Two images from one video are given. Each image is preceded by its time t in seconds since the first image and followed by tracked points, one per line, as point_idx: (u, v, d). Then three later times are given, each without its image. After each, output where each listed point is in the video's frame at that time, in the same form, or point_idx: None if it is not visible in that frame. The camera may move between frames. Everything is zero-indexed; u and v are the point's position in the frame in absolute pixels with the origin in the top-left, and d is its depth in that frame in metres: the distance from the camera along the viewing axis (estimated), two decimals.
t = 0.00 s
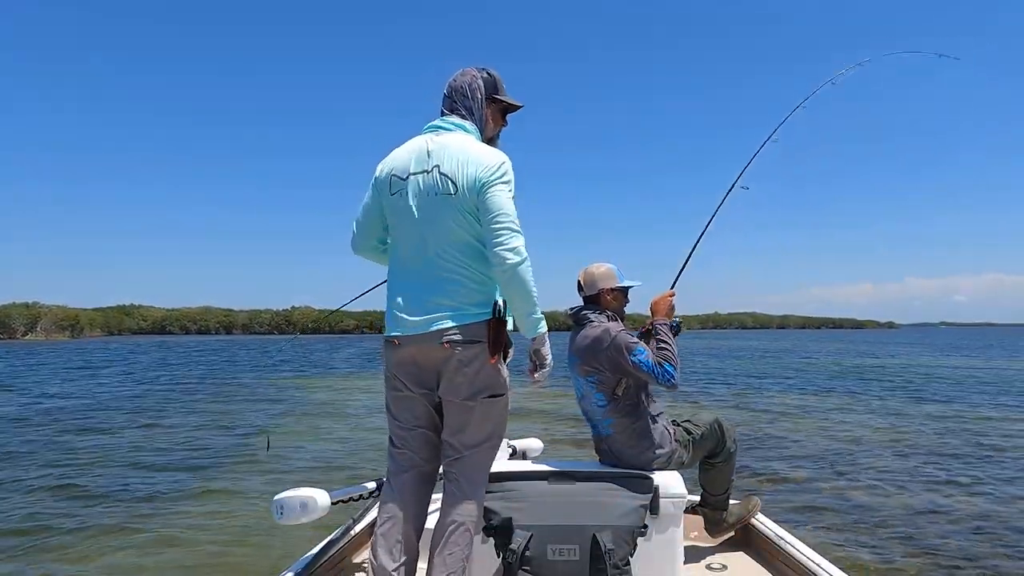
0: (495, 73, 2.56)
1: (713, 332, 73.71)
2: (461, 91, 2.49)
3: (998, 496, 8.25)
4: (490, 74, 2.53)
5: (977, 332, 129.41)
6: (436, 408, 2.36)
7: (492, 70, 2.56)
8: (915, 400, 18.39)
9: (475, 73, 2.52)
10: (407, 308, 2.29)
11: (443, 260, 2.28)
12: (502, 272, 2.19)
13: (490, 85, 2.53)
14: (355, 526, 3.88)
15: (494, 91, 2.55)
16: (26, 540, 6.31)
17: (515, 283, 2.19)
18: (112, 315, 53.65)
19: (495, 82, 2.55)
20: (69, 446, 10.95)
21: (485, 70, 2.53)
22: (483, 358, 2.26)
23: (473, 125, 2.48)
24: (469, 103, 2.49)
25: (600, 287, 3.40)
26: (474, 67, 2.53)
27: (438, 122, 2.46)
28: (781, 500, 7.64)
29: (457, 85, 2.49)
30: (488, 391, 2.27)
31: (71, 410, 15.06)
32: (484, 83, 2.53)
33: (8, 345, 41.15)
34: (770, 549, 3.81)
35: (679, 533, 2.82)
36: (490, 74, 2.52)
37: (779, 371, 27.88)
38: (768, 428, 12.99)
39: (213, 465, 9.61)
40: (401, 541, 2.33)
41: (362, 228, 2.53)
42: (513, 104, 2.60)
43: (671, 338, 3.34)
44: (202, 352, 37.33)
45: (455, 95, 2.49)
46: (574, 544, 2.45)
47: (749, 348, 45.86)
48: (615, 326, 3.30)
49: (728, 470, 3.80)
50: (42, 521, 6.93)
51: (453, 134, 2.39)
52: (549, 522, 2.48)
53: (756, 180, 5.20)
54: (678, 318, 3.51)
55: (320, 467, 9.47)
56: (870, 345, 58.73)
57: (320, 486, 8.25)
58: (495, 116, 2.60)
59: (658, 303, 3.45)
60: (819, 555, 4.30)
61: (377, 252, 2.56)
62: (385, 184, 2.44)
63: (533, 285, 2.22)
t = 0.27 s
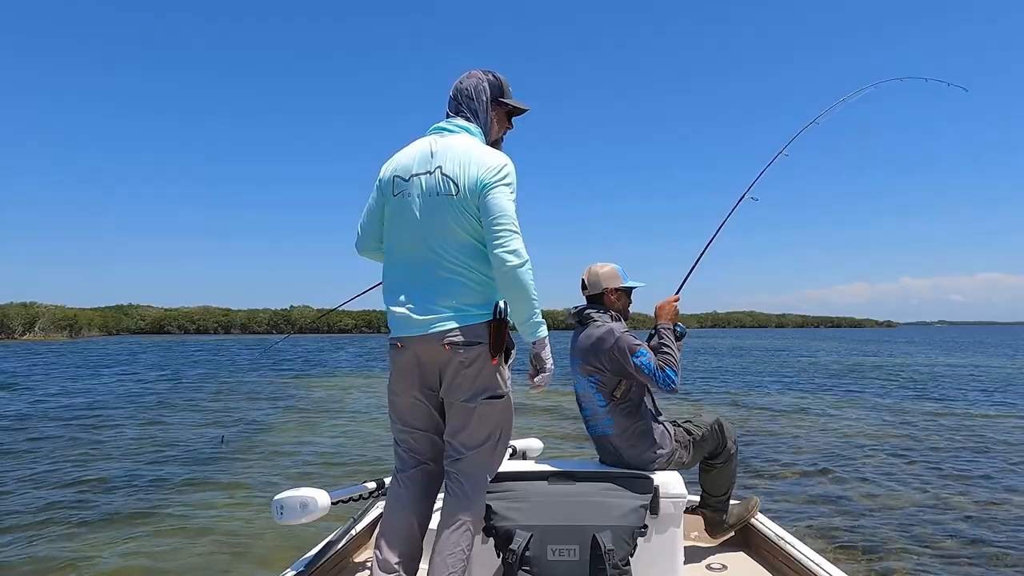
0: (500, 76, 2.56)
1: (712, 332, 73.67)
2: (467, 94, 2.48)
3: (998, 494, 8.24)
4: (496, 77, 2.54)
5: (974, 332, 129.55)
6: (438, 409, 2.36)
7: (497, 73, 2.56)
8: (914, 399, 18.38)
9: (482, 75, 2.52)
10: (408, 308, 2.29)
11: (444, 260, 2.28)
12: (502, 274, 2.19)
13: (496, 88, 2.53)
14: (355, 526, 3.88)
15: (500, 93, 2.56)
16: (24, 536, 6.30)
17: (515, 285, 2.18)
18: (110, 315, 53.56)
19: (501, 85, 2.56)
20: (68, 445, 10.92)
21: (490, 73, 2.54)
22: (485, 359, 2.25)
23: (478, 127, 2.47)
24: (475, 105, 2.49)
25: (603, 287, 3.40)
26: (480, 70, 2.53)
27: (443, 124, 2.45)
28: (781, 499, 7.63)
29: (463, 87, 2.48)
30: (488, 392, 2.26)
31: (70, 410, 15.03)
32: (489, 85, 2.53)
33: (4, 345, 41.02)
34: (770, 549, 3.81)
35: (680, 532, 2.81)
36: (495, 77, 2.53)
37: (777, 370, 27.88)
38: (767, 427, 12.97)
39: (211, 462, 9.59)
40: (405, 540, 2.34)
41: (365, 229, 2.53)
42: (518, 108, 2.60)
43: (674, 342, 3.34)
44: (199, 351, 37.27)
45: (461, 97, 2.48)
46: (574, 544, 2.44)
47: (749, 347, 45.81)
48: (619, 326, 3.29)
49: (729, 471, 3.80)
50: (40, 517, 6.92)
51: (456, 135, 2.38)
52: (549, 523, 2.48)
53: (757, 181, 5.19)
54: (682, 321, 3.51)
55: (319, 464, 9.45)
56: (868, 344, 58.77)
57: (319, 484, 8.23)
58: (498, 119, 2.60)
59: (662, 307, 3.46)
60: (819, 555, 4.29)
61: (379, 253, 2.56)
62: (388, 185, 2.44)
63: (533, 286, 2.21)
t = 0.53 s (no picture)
0: (504, 78, 2.57)
1: (712, 331, 73.66)
2: (471, 95, 2.48)
3: (999, 493, 8.23)
4: (500, 79, 2.54)
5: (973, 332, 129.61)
6: (438, 410, 2.36)
7: (501, 75, 2.56)
8: (915, 398, 18.37)
9: (486, 77, 2.52)
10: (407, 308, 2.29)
11: (443, 261, 2.28)
12: (501, 275, 2.19)
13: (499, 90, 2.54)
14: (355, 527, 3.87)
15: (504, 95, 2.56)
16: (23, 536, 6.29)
17: (513, 287, 2.18)
18: (110, 315, 53.54)
19: (505, 88, 2.56)
20: (67, 445, 10.92)
21: (494, 75, 2.54)
22: (483, 360, 2.25)
23: (480, 129, 2.47)
24: (478, 107, 2.49)
25: (606, 287, 3.40)
26: (484, 71, 2.54)
27: (445, 125, 2.45)
28: (780, 498, 7.63)
29: (466, 88, 2.48)
30: (487, 394, 2.26)
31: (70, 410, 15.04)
32: (493, 87, 2.53)
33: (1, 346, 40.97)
34: (770, 549, 3.80)
35: (680, 532, 2.81)
36: (500, 79, 2.53)
37: (776, 369, 27.90)
38: (767, 426, 12.96)
39: (211, 462, 9.59)
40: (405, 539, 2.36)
41: (365, 229, 2.53)
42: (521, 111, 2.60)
43: (677, 342, 3.34)
44: (199, 351, 37.27)
45: (464, 98, 2.48)
46: (574, 544, 2.44)
47: (749, 347, 45.78)
48: (620, 326, 3.29)
49: (728, 471, 3.80)
50: (40, 517, 6.91)
51: (457, 135, 2.38)
52: (549, 522, 2.48)
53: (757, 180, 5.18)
54: (685, 321, 3.52)
55: (319, 463, 9.44)
56: (867, 343, 58.80)
57: (319, 483, 8.22)
58: (501, 122, 2.60)
59: (665, 307, 3.46)
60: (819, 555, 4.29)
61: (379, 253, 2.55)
62: (388, 185, 2.43)
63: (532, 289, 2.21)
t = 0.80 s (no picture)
0: (504, 78, 2.56)
1: (711, 332, 73.66)
2: (470, 94, 2.48)
3: (998, 493, 8.23)
4: (500, 79, 2.54)
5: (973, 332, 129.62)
6: (437, 410, 2.35)
7: (502, 75, 2.56)
8: (915, 398, 18.38)
9: (485, 76, 2.52)
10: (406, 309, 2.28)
11: (441, 262, 2.27)
12: (500, 277, 2.18)
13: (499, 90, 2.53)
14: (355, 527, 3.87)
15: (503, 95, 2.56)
16: (22, 537, 6.28)
17: (512, 289, 2.18)
18: (109, 316, 53.55)
19: (504, 88, 2.56)
20: (67, 446, 10.92)
21: (494, 75, 2.54)
22: (483, 360, 2.25)
23: (478, 128, 2.47)
24: (477, 107, 2.49)
25: (607, 288, 3.41)
26: (484, 71, 2.53)
27: (443, 124, 2.44)
28: (780, 498, 7.62)
29: (466, 86, 2.48)
30: (486, 393, 2.26)
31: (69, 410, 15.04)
32: (493, 86, 2.53)
33: None
34: (770, 549, 3.80)
35: (680, 532, 2.81)
36: (500, 79, 2.53)
37: (775, 369, 27.89)
38: (767, 426, 12.96)
39: (210, 462, 9.59)
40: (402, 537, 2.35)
41: (363, 229, 2.53)
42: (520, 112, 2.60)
43: (676, 343, 3.34)
44: (199, 352, 37.29)
45: (463, 96, 2.48)
46: (574, 544, 2.44)
47: (749, 348, 45.79)
48: (620, 327, 3.29)
49: (728, 471, 3.79)
50: (38, 518, 6.91)
51: (455, 135, 2.38)
52: (549, 523, 2.47)
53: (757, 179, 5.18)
54: (686, 322, 3.52)
55: (318, 464, 9.43)
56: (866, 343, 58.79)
57: (318, 484, 8.22)
58: (499, 123, 2.60)
59: (665, 308, 3.47)
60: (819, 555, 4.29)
61: (377, 254, 2.55)
62: (385, 186, 2.43)
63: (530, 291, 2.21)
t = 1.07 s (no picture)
0: (501, 78, 2.57)
1: (710, 333, 73.69)
2: (466, 92, 2.48)
3: (998, 495, 8.24)
4: (496, 79, 2.54)
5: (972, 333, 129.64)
6: (435, 410, 2.35)
7: (499, 74, 2.56)
8: (914, 399, 18.40)
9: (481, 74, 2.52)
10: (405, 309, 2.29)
11: (440, 261, 2.28)
12: (499, 276, 2.19)
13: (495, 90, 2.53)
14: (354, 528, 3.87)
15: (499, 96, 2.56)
16: (23, 536, 6.29)
17: (512, 288, 2.18)
18: (106, 315, 53.49)
19: (500, 87, 2.56)
20: (68, 446, 10.93)
21: (491, 74, 2.54)
22: (483, 358, 2.25)
23: (473, 127, 2.48)
24: (472, 107, 2.49)
25: (607, 288, 3.41)
26: (481, 70, 2.53)
27: (438, 122, 2.45)
28: (779, 499, 7.62)
29: (462, 85, 2.49)
30: (486, 392, 2.27)
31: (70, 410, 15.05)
32: (489, 86, 2.53)
33: None
34: (770, 549, 3.80)
35: (680, 532, 2.81)
36: (496, 78, 2.53)
37: (773, 370, 27.89)
38: (767, 427, 12.97)
39: (211, 462, 9.61)
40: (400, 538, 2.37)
41: (359, 230, 2.53)
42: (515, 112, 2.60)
43: (676, 342, 3.34)
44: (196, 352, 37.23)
45: (460, 95, 2.48)
46: (574, 544, 2.44)
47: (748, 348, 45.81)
48: (620, 327, 3.29)
49: (728, 471, 3.80)
50: (40, 517, 6.91)
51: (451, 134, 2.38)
52: (549, 522, 2.48)
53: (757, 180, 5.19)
54: (684, 321, 3.52)
55: (317, 464, 9.42)
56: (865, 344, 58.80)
57: (319, 484, 8.23)
58: (495, 122, 2.60)
59: (664, 307, 3.47)
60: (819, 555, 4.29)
61: (374, 254, 2.55)
62: (381, 186, 2.43)
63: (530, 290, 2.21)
